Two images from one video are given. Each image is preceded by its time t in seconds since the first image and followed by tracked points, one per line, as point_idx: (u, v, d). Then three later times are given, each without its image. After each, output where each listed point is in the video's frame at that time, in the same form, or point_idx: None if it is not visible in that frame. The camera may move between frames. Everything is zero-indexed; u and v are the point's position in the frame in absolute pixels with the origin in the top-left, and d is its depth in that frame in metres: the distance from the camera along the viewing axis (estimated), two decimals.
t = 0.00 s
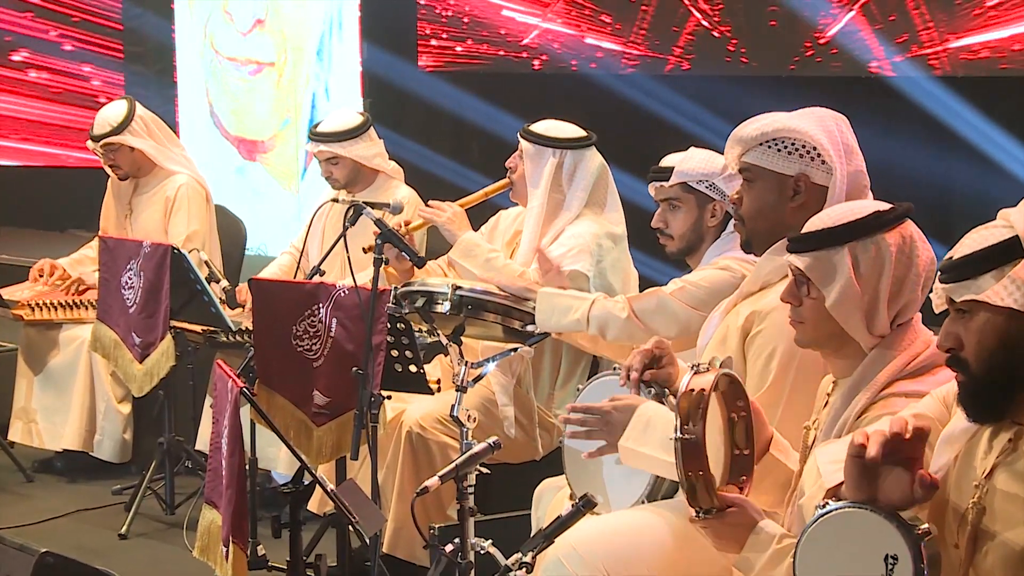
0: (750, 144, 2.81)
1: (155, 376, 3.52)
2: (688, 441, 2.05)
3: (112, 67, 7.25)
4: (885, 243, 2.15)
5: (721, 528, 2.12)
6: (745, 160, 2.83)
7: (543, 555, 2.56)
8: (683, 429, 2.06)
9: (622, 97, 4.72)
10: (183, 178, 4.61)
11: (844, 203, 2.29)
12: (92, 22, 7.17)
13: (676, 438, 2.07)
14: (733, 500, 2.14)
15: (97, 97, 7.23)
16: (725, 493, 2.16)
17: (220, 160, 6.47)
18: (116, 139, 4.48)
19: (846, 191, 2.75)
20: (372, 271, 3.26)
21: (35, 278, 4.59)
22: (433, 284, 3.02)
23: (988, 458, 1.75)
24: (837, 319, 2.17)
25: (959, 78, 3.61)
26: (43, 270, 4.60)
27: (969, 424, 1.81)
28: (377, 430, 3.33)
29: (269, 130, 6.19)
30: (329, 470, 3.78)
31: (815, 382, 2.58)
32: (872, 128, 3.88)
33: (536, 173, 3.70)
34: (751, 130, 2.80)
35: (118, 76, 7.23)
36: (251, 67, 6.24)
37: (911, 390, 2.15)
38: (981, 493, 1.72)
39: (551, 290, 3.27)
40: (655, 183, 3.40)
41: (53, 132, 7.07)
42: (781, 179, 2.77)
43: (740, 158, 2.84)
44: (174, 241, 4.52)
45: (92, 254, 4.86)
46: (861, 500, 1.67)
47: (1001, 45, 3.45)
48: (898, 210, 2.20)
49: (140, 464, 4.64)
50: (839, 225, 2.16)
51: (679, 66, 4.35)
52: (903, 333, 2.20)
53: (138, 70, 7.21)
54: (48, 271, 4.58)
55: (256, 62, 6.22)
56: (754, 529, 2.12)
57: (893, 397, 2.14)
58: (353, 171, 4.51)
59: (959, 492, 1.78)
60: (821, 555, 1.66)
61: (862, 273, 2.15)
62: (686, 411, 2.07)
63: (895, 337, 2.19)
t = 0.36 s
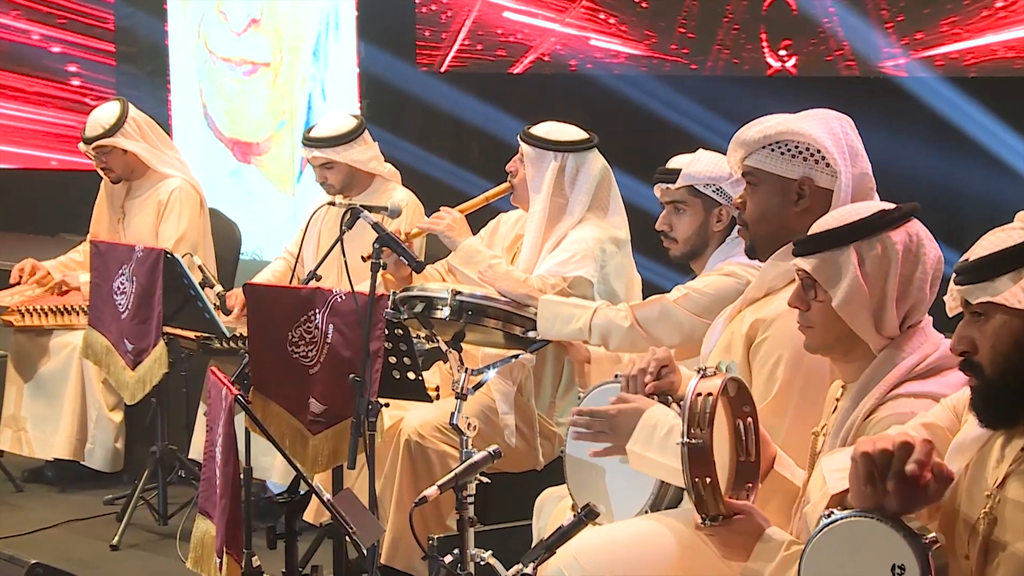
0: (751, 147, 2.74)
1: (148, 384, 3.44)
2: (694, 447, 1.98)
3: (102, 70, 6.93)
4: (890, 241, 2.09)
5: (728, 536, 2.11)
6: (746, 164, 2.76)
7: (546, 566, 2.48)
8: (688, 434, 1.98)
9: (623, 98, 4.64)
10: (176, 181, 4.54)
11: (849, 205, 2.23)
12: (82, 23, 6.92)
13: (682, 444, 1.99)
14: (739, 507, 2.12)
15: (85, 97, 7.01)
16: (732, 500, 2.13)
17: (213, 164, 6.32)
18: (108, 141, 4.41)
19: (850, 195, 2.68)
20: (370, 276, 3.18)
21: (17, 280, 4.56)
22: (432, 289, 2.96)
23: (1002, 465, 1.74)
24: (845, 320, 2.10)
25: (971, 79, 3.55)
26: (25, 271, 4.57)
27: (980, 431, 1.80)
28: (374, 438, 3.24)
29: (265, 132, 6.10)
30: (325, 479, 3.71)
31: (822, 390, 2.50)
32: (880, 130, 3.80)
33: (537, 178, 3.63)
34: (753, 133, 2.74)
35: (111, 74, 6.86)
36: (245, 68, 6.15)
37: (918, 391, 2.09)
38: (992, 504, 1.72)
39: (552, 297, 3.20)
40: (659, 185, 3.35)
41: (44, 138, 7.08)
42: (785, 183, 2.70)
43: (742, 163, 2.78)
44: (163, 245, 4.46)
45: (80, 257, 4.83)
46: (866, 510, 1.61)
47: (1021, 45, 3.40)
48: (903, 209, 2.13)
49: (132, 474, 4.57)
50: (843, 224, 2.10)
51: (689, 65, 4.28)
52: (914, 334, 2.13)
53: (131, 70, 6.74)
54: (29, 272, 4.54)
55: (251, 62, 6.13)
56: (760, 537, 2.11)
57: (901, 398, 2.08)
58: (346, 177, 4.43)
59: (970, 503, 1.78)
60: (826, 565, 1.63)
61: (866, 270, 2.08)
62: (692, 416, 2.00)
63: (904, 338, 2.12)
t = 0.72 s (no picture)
0: (753, 148, 2.67)
1: (140, 387, 3.36)
2: (689, 451, 1.94)
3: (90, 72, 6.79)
4: (897, 235, 2.02)
5: (727, 541, 2.01)
6: (748, 165, 2.69)
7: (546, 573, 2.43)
8: (683, 439, 1.95)
9: (624, 95, 4.58)
10: (168, 179, 4.46)
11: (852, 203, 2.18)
12: (64, 22, 6.72)
13: (677, 448, 1.97)
14: (738, 511, 2.03)
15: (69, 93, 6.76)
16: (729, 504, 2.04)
17: (206, 161, 6.27)
18: (98, 139, 4.34)
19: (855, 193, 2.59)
20: (367, 277, 3.13)
21: (10, 286, 4.46)
22: (431, 290, 2.90)
23: (1012, 470, 1.68)
24: (847, 313, 2.04)
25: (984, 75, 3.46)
26: (18, 279, 4.45)
27: (991, 435, 1.74)
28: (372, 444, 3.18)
29: (259, 129, 6.02)
30: (322, 484, 3.64)
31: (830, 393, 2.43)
32: (889, 128, 3.73)
33: (537, 178, 3.55)
34: (753, 133, 2.67)
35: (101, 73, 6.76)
36: (240, 64, 6.07)
37: (923, 386, 2.03)
38: (1004, 506, 1.67)
39: (553, 298, 3.12)
40: (663, 185, 3.27)
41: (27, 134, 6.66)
42: (789, 184, 2.63)
43: (744, 164, 2.71)
44: (156, 244, 4.38)
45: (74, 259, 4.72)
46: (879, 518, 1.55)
47: None
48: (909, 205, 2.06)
49: (122, 479, 4.50)
50: (850, 219, 2.04)
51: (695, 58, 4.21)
52: (922, 331, 2.07)
53: (123, 66, 6.66)
54: (23, 278, 4.44)
55: (245, 58, 6.04)
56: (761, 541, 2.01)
57: (906, 393, 2.01)
58: (352, 167, 4.36)
59: (979, 509, 1.72)
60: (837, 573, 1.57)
61: (871, 266, 2.02)
62: (687, 421, 1.96)
63: (910, 336, 2.05)
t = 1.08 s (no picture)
0: (754, 149, 2.59)
1: (131, 393, 3.28)
2: (698, 453, 1.91)
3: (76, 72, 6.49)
4: (907, 235, 2.00)
5: (733, 545, 1.97)
6: (750, 167, 2.62)
7: None
8: (691, 441, 1.93)
9: (627, 93, 4.52)
10: (163, 180, 4.40)
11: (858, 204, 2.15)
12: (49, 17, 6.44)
13: (685, 450, 1.94)
14: (745, 513, 1.98)
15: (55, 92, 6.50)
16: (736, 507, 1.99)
17: (199, 161, 6.12)
18: (90, 138, 4.26)
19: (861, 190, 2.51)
20: (363, 279, 3.03)
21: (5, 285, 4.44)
22: (428, 292, 2.83)
23: None
24: (860, 311, 2.00)
25: (991, 72, 3.40)
26: (14, 277, 4.45)
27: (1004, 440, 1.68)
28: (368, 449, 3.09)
29: (253, 128, 5.90)
30: (317, 491, 3.56)
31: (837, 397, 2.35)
32: (901, 129, 3.68)
33: (537, 178, 3.48)
34: (755, 133, 2.59)
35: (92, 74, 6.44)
36: (233, 61, 5.94)
37: (925, 384, 1.98)
38: (1014, 514, 1.62)
39: (554, 300, 3.05)
40: (670, 181, 3.21)
41: (19, 135, 6.57)
42: (792, 184, 2.56)
43: (745, 165, 2.63)
44: (158, 250, 4.29)
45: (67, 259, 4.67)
46: (890, 522, 1.56)
47: None
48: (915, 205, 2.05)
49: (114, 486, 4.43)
50: (860, 219, 2.01)
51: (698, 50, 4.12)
52: (923, 331, 2.03)
53: (113, 63, 6.36)
54: (20, 277, 4.44)
55: (238, 54, 5.93)
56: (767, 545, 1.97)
57: (907, 391, 1.97)
58: (360, 161, 4.29)
59: (991, 509, 1.69)
60: None
61: (884, 264, 1.99)
62: (695, 422, 1.94)
63: (914, 334, 2.02)
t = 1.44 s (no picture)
0: (765, 145, 2.53)
1: (123, 396, 3.20)
2: (699, 460, 1.86)
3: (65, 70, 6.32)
4: (907, 233, 1.94)
5: (738, 554, 1.92)
6: (760, 163, 2.55)
7: None
8: (692, 447, 1.87)
9: (629, 89, 4.46)
10: (158, 179, 4.33)
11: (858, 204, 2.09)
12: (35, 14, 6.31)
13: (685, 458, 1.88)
14: (749, 521, 1.93)
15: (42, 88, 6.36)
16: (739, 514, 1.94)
17: (193, 158, 6.05)
18: (83, 135, 4.20)
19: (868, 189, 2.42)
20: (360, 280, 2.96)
21: None
22: (426, 293, 2.75)
23: None
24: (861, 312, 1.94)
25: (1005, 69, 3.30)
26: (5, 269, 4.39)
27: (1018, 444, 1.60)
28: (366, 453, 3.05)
29: (248, 125, 5.81)
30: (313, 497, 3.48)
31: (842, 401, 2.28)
32: (914, 130, 3.57)
33: (536, 177, 3.40)
34: (766, 129, 2.53)
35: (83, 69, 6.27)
36: (227, 57, 5.85)
37: (930, 382, 1.91)
38: None
39: (556, 302, 2.98)
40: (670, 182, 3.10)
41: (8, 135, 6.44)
42: (803, 181, 2.49)
43: (755, 162, 2.57)
44: (154, 252, 4.22)
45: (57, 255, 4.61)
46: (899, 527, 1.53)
47: None
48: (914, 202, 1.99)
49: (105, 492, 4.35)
50: (859, 218, 1.95)
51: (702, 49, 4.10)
52: (929, 330, 1.97)
53: (104, 60, 6.25)
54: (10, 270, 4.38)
55: (232, 50, 5.83)
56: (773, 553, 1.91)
57: (913, 390, 1.90)
58: (355, 160, 4.22)
59: (1004, 516, 1.60)
60: None
61: (885, 263, 1.93)
62: (695, 428, 1.89)
63: (918, 334, 1.96)
